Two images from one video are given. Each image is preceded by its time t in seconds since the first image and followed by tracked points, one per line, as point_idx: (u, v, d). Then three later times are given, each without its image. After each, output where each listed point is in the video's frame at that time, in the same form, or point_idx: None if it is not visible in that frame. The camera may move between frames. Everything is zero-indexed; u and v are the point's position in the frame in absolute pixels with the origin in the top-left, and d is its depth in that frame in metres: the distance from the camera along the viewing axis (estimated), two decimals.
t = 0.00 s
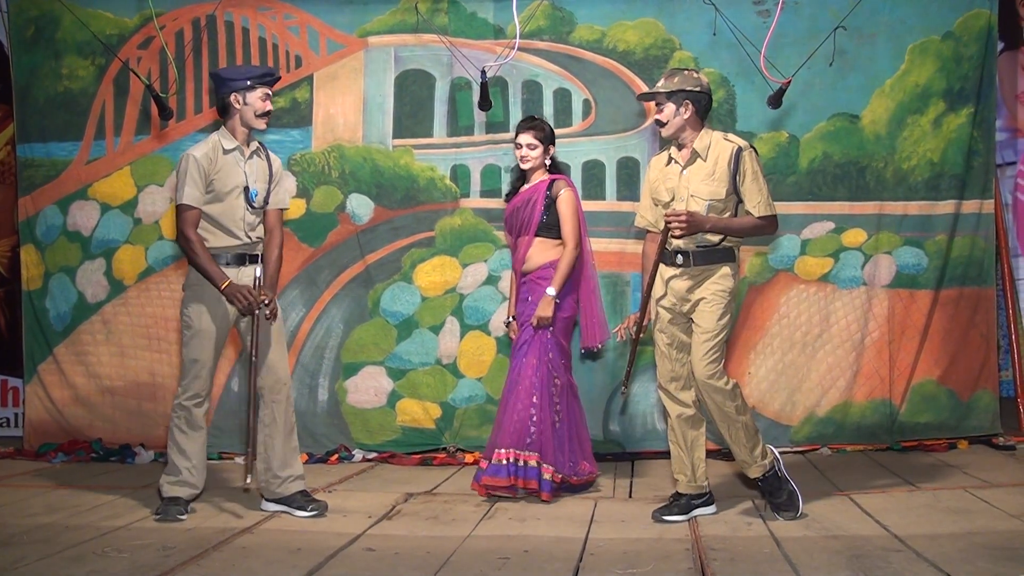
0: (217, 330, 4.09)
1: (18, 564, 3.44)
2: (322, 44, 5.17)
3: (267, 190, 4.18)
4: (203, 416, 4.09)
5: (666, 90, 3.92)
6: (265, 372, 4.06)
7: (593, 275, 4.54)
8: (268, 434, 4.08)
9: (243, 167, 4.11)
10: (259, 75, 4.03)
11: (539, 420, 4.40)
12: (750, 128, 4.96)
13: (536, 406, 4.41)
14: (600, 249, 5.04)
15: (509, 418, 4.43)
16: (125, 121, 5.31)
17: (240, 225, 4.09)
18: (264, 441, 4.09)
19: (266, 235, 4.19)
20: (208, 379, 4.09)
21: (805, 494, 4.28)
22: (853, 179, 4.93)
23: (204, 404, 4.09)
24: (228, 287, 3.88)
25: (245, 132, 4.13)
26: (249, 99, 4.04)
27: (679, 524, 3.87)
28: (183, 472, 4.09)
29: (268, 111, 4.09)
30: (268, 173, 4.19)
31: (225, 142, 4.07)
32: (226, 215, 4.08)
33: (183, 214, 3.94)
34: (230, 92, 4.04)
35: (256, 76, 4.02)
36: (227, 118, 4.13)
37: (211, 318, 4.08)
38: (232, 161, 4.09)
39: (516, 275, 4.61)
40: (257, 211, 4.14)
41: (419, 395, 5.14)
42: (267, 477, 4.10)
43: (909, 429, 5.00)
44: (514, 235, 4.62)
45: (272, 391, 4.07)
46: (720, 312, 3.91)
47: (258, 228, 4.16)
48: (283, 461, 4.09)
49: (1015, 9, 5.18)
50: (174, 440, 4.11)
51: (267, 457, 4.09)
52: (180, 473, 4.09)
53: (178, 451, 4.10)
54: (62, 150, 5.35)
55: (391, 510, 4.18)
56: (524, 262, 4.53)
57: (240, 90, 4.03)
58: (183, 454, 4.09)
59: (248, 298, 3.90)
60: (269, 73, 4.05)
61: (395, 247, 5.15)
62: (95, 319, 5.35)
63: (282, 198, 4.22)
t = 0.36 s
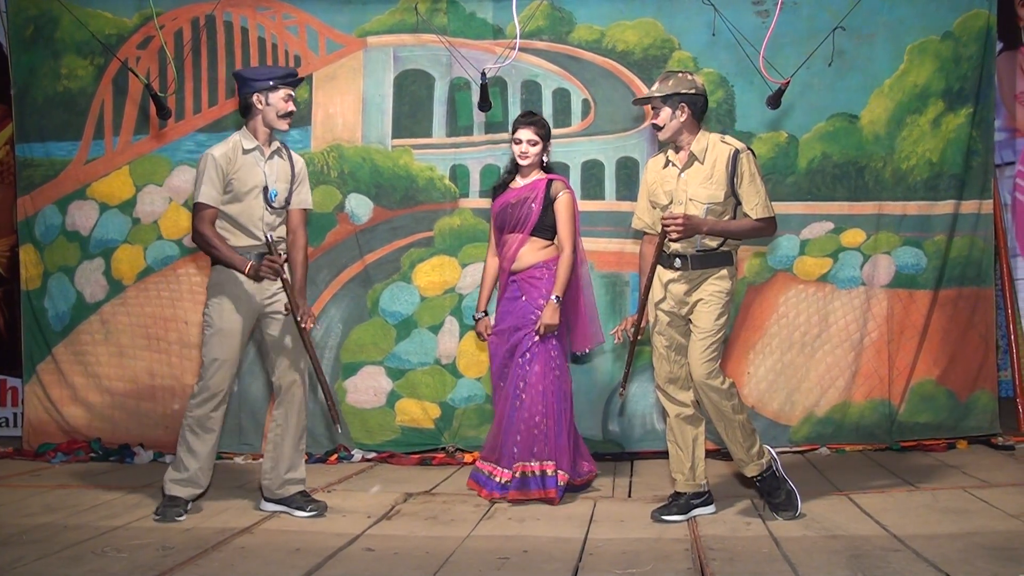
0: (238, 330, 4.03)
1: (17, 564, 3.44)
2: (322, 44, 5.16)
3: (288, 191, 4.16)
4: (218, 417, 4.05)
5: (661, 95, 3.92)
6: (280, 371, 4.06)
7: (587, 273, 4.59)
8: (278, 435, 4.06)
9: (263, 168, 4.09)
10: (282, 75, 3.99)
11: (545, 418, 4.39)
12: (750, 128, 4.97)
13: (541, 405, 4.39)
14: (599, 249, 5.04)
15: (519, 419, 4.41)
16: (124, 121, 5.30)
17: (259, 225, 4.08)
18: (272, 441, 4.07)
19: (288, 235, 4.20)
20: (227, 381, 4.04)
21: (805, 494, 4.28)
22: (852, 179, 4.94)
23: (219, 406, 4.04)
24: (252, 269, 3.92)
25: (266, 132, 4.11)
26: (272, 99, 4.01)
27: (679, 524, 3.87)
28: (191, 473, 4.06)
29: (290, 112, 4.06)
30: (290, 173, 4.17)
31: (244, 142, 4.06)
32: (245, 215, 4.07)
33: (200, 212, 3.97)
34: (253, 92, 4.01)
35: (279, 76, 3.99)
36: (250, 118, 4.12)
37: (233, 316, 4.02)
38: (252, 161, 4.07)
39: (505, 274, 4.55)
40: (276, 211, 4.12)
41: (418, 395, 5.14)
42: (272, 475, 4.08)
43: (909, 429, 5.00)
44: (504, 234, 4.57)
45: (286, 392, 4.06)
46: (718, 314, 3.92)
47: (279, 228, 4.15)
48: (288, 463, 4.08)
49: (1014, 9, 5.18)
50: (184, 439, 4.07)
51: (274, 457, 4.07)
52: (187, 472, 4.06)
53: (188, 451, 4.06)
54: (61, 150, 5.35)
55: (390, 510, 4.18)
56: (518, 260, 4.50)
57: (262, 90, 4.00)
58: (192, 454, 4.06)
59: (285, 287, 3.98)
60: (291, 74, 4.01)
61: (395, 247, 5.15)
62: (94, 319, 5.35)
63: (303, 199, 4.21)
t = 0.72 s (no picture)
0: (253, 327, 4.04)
1: (17, 564, 3.44)
2: (322, 44, 5.16)
3: (310, 192, 4.15)
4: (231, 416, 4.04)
5: (659, 95, 3.92)
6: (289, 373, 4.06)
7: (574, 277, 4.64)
8: (284, 436, 4.06)
9: (285, 169, 4.09)
10: (306, 77, 4.03)
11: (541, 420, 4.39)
12: (749, 128, 4.97)
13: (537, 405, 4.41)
14: (599, 250, 5.04)
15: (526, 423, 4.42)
16: (124, 121, 5.30)
17: (279, 227, 4.10)
18: (279, 442, 4.07)
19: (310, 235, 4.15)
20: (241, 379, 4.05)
21: (804, 495, 4.28)
22: (852, 180, 4.94)
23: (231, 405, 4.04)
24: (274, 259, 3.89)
25: (289, 134, 4.12)
26: (295, 100, 4.03)
27: (678, 525, 3.87)
28: (201, 471, 4.06)
29: (313, 113, 4.07)
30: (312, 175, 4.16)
31: (267, 144, 4.07)
32: (266, 217, 4.09)
33: (224, 216, 3.98)
34: (277, 93, 4.03)
35: (303, 77, 4.02)
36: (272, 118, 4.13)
37: (250, 313, 4.04)
38: (274, 163, 4.08)
39: (498, 275, 4.52)
40: (298, 213, 4.13)
41: (418, 395, 5.14)
42: (273, 476, 4.09)
43: (908, 429, 5.01)
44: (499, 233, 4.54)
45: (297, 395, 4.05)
46: (717, 315, 3.91)
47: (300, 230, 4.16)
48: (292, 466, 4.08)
49: (1013, 10, 5.18)
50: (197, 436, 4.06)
51: (279, 457, 4.08)
52: (197, 470, 4.07)
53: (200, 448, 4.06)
54: (61, 150, 5.35)
55: (390, 510, 4.18)
56: (514, 260, 4.49)
57: (286, 91, 4.02)
58: (204, 452, 4.05)
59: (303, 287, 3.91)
60: (316, 75, 4.04)
61: (395, 247, 5.15)
62: (93, 319, 5.35)
63: (324, 199, 4.19)
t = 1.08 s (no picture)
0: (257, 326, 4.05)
1: (16, 564, 3.44)
2: (321, 44, 5.16)
3: (314, 193, 4.17)
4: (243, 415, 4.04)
5: (658, 95, 3.92)
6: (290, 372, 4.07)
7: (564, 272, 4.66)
8: (285, 436, 4.07)
9: (290, 169, 4.10)
10: (315, 77, 4.02)
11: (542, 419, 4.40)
12: (749, 128, 4.97)
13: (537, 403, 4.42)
14: (598, 250, 5.04)
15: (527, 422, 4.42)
16: (124, 121, 5.30)
17: (282, 227, 4.08)
18: (282, 443, 4.07)
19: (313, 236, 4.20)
20: (251, 377, 4.07)
21: (804, 494, 4.28)
22: (851, 179, 4.94)
23: (246, 404, 4.05)
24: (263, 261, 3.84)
25: (296, 134, 4.12)
26: (304, 100, 4.04)
27: (678, 524, 3.87)
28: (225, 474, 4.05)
29: (321, 114, 4.08)
30: (316, 176, 4.17)
31: (273, 143, 4.08)
32: (270, 217, 4.07)
33: (226, 213, 3.97)
34: (285, 92, 4.03)
35: (312, 77, 4.02)
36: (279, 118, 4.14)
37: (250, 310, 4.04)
38: (279, 163, 4.08)
39: (491, 274, 4.49)
40: (302, 214, 4.12)
41: (418, 395, 5.14)
42: (274, 476, 4.08)
43: (908, 429, 5.00)
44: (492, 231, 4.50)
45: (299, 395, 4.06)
46: (717, 315, 3.91)
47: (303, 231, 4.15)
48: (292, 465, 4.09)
49: (1013, 9, 5.18)
50: (218, 440, 4.05)
51: (279, 457, 4.08)
52: (221, 473, 4.05)
53: (222, 452, 4.04)
54: (61, 149, 5.35)
55: (390, 510, 4.18)
56: (509, 258, 4.47)
57: (295, 91, 4.02)
58: (226, 455, 4.04)
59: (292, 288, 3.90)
60: (326, 75, 4.05)
61: (394, 247, 5.15)
62: (93, 319, 5.35)
63: (328, 201, 4.22)
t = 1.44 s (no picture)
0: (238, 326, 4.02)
1: (16, 564, 3.43)
2: (322, 43, 5.16)
3: (292, 190, 4.18)
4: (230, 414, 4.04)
5: (660, 95, 3.92)
6: (274, 371, 4.06)
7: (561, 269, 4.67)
8: (277, 435, 4.06)
9: (271, 166, 4.09)
10: (294, 74, 4.03)
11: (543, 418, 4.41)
12: (749, 128, 4.97)
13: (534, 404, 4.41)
14: (599, 250, 5.04)
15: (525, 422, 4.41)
16: (124, 121, 5.30)
17: (263, 224, 4.07)
18: (274, 442, 4.07)
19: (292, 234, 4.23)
20: (232, 377, 4.04)
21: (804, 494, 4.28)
22: (852, 179, 4.94)
23: (232, 403, 4.05)
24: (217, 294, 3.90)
25: (275, 130, 4.12)
26: (283, 97, 4.04)
27: (678, 524, 3.87)
28: (217, 475, 4.07)
29: (299, 111, 4.09)
30: (295, 173, 4.19)
31: (254, 140, 4.06)
32: (250, 214, 4.05)
33: (210, 212, 3.95)
34: (264, 89, 4.03)
35: (292, 75, 4.02)
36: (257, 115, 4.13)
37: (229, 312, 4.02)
38: (260, 160, 4.07)
39: (492, 273, 4.48)
40: (281, 211, 4.13)
41: (418, 395, 5.14)
42: (271, 477, 4.08)
43: (908, 429, 5.00)
44: (492, 232, 4.49)
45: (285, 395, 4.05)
46: (717, 314, 3.91)
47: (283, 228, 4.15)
48: (288, 464, 4.08)
49: (1013, 9, 5.18)
50: (205, 442, 4.06)
51: (274, 457, 4.08)
52: (213, 475, 4.07)
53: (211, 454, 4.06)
54: (62, 149, 5.35)
55: (390, 510, 4.18)
56: (509, 259, 4.47)
57: (274, 87, 4.02)
58: (215, 456, 4.06)
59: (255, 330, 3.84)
60: (305, 73, 4.05)
61: (395, 247, 5.15)
62: (93, 318, 5.34)
63: (305, 199, 4.24)
